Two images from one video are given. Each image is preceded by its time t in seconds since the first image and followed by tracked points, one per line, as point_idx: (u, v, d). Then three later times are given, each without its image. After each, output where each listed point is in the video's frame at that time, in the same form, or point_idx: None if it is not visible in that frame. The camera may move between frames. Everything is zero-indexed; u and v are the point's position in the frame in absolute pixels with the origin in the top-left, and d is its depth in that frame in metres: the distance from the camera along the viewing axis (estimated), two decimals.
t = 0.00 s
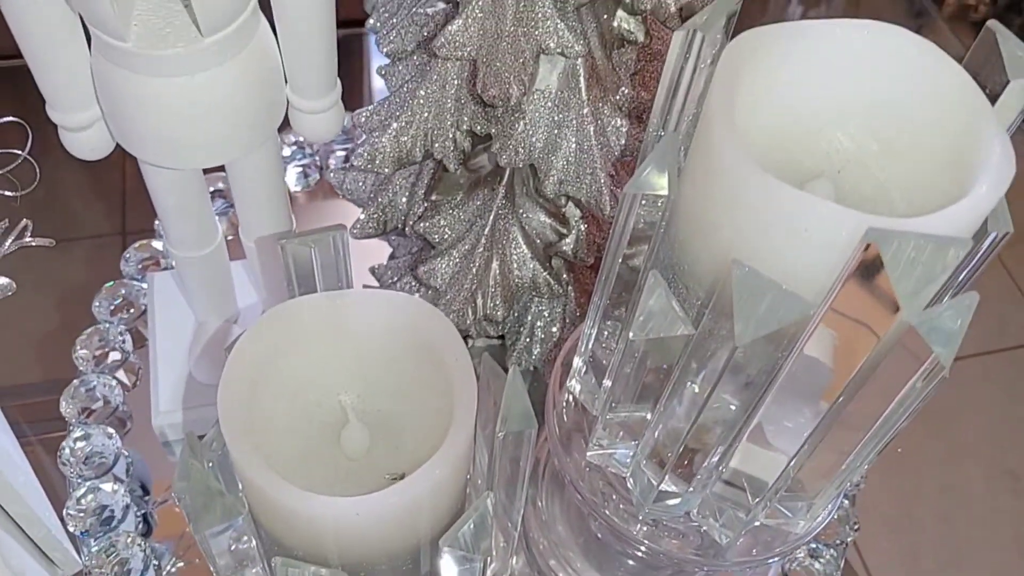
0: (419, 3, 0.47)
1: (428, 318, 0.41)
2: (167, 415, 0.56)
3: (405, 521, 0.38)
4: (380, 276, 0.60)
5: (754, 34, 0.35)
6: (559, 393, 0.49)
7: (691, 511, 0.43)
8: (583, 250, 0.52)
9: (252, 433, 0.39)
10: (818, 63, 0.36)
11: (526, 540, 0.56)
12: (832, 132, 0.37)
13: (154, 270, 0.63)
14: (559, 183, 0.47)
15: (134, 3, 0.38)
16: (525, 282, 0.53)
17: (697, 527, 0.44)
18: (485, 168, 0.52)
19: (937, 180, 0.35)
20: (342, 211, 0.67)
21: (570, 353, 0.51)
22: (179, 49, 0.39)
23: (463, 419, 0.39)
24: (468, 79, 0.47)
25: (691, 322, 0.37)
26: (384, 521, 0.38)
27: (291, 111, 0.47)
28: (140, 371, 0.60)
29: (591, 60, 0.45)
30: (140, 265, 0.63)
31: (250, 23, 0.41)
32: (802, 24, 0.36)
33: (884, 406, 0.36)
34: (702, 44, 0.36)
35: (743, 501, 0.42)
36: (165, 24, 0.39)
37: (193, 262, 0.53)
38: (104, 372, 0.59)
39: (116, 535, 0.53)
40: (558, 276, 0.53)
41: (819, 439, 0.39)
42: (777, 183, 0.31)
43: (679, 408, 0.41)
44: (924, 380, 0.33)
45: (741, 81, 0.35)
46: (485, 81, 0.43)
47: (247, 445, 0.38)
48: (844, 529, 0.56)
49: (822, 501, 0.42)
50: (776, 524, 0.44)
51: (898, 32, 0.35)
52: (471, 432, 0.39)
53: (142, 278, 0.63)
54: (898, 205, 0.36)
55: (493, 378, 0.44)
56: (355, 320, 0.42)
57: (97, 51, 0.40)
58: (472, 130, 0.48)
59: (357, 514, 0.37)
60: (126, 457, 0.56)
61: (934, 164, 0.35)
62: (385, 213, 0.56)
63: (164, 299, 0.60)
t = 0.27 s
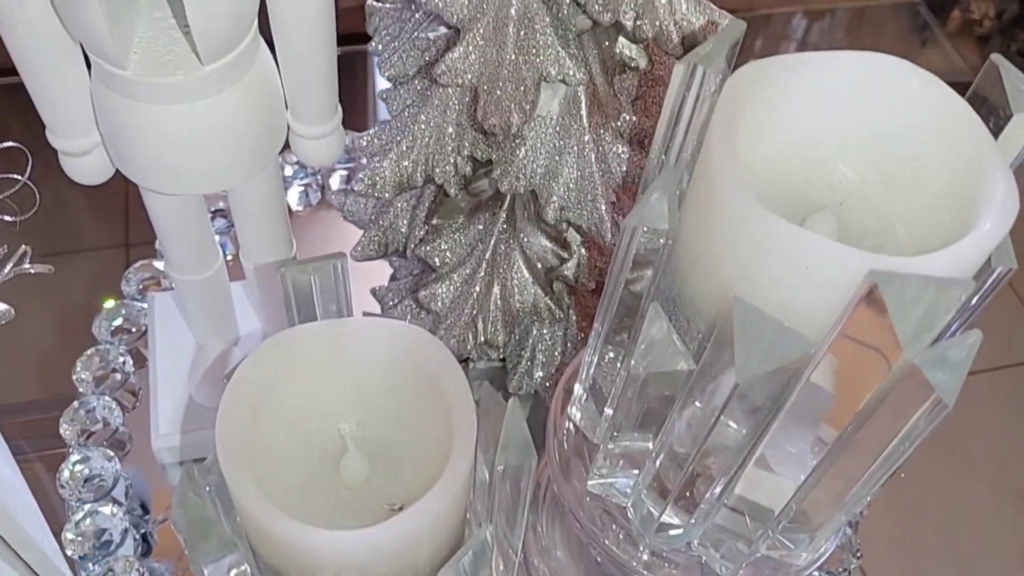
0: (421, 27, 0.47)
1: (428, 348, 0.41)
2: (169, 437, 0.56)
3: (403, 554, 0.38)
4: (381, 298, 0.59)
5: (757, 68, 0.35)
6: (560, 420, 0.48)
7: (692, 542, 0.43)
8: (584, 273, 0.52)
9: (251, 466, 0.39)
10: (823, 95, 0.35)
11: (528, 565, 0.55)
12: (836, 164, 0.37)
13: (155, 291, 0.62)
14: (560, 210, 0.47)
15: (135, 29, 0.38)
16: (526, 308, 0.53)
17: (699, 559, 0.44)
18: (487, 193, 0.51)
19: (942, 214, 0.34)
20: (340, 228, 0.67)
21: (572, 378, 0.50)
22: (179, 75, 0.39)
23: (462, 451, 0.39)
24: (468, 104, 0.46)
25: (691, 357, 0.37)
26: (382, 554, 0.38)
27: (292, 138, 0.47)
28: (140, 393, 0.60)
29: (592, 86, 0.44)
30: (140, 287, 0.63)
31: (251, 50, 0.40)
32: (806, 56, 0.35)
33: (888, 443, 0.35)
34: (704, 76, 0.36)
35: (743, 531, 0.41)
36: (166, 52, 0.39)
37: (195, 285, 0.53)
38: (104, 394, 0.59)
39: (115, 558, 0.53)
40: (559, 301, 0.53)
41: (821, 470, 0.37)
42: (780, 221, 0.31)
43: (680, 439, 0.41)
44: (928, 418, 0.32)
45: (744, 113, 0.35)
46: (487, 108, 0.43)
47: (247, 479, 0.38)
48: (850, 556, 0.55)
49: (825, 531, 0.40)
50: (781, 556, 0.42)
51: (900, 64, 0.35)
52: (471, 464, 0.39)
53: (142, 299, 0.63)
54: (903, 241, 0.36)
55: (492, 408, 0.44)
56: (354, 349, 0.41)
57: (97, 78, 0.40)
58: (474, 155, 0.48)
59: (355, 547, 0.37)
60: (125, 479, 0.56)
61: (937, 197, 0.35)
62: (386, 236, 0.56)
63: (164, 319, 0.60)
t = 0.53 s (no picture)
0: (429, 56, 0.47)
1: (432, 381, 0.41)
2: (175, 461, 0.56)
3: None
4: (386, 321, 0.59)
5: (764, 107, 0.35)
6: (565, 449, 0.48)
7: None
8: (589, 301, 0.51)
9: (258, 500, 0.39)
10: (833, 133, 0.35)
11: None
12: (844, 203, 0.36)
13: (160, 314, 0.63)
14: (567, 240, 0.47)
15: (144, 60, 0.39)
16: (531, 335, 0.52)
17: None
18: (492, 220, 0.52)
19: (948, 256, 0.34)
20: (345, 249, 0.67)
21: (577, 406, 0.50)
22: (185, 109, 0.39)
23: (468, 485, 0.39)
24: (476, 134, 0.46)
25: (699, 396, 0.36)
26: None
27: (299, 168, 0.47)
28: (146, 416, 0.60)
29: (599, 118, 0.45)
30: (146, 310, 0.63)
31: (259, 82, 0.41)
32: (817, 94, 0.35)
33: (899, 478, 0.34)
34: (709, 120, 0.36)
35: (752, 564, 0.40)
36: (173, 83, 0.39)
37: (201, 310, 0.53)
38: (110, 418, 0.59)
39: None
40: (566, 329, 0.53)
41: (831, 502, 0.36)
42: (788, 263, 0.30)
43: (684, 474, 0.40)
44: (937, 458, 0.32)
45: (752, 151, 0.34)
46: (494, 141, 0.43)
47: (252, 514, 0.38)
48: None
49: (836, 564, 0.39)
50: None
51: (913, 105, 0.35)
52: (477, 498, 0.39)
53: (147, 322, 0.63)
54: (906, 281, 0.36)
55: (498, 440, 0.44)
56: (359, 381, 0.41)
57: (106, 111, 0.40)
58: (480, 184, 0.48)
59: None
60: (129, 503, 0.56)
61: (946, 239, 0.34)
62: (392, 261, 0.55)
63: (168, 344, 0.60)
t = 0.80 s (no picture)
0: (438, 78, 0.47)
1: (437, 407, 0.41)
2: (181, 480, 0.56)
3: None
4: (393, 340, 0.59)
5: (773, 137, 0.35)
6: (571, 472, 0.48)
7: None
8: (596, 325, 0.52)
9: (262, 526, 0.39)
10: (841, 163, 0.35)
11: None
12: (851, 232, 0.36)
13: (167, 331, 0.63)
14: (574, 263, 0.47)
15: (153, 84, 0.39)
16: (537, 356, 0.52)
17: None
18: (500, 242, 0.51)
19: (955, 288, 0.34)
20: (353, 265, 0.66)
21: (584, 429, 0.50)
22: (195, 134, 0.39)
23: (473, 512, 0.39)
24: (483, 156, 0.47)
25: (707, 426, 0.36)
26: None
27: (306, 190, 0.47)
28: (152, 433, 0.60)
29: (607, 143, 0.45)
30: (153, 327, 0.63)
31: (267, 107, 0.41)
32: (826, 124, 0.35)
33: (907, 506, 0.34)
34: (720, 156, 0.35)
35: None
36: (183, 107, 0.39)
37: (207, 329, 0.53)
38: (116, 435, 0.59)
39: None
40: (572, 351, 0.53)
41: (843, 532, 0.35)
42: (797, 297, 0.30)
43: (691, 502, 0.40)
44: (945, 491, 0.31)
45: (761, 179, 0.34)
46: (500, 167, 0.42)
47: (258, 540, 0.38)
48: None
49: None
50: None
51: (922, 136, 0.35)
52: (482, 525, 0.38)
53: (154, 339, 0.63)
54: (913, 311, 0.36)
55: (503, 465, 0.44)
56: (364, 406, 0.41)
57: (116, 137, 0.40)
58: (487, 207, 0.48)
59: None
60: (135, 520, 0.56)
61: (953, 271, 0.34)
62: (399, 281, 0.55)
63: (175, 361, 0.60)
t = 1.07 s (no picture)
0: (441, 103, 0.47)
1: (436, 435, 0.41)
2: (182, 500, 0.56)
3: None
4: (395, 359, 0.59)
5: (774, 172, 0.35)
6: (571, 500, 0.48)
7: None
8: (597, 349, 0.52)
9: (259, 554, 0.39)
10: (843, 196, 0.35)
11: None
12: (852, 266, 0.36)
13: (171, 351, 0.63)
14: (576, 288, 0.47)
15: (156, 112, 0.38)
16: (539, 379, 0.52)
17: None
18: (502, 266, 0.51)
19: (957, 324, 0.34)
20: (354, 286, 0.67)
21: (584, 454, 0.50)
22: (198, 162, 0.39)
23: (471, 541, 0.39)
24: (486, 182, 0.47)
25: (700, 459, 0.36)
26: None
27: (309, 214, 0.47)
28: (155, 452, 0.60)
29: (609, 170, 0.45)
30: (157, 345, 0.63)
31: (270, 134, 0.41)
32: (828, 157, 0.35)
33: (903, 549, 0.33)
34: (716, 190, 0.33)
35: None
36: (184, 134, 0.39)
37: (209, 350, 0.53)
38: (120, 454, 0.59)
39: None
40: (573, 374, 0.53)
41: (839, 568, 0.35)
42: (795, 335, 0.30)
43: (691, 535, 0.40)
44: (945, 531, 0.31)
45: (762, 213, 0.34)
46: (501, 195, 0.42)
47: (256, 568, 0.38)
48: None
49: None
50: None
51: (923, 172, 0.35)
52: (480, 556, 0.38)
53: (156, 358, 0.63)
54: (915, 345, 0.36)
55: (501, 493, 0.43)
56: (364, 432, 0.41)
57: (118, 162, 0.40)
58: (490, 232, 0.48)
59: None
60: (136, 538, 0.57)
61: (956, 307, 0.34)
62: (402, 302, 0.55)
63: (178, 381, 0.60)
